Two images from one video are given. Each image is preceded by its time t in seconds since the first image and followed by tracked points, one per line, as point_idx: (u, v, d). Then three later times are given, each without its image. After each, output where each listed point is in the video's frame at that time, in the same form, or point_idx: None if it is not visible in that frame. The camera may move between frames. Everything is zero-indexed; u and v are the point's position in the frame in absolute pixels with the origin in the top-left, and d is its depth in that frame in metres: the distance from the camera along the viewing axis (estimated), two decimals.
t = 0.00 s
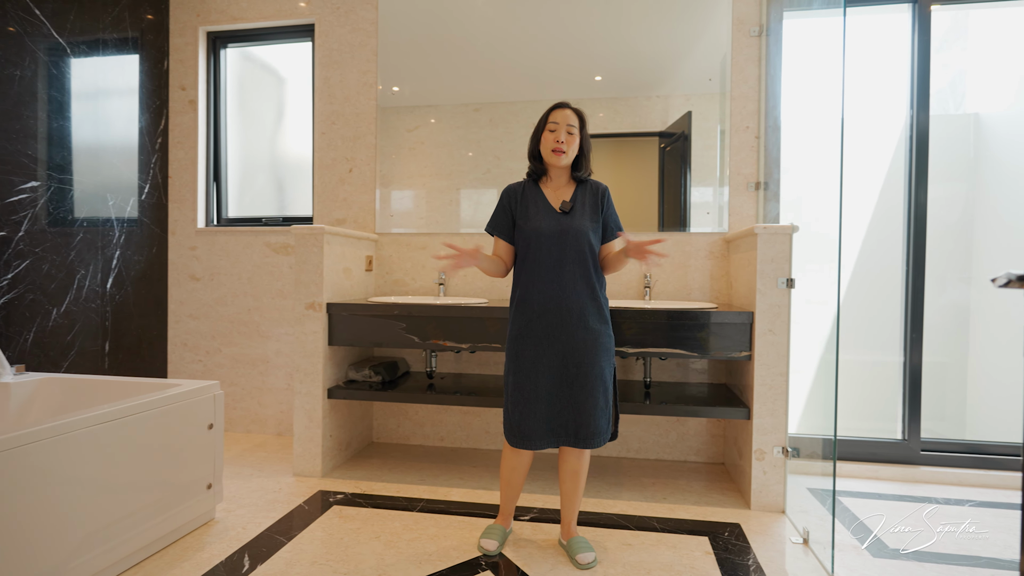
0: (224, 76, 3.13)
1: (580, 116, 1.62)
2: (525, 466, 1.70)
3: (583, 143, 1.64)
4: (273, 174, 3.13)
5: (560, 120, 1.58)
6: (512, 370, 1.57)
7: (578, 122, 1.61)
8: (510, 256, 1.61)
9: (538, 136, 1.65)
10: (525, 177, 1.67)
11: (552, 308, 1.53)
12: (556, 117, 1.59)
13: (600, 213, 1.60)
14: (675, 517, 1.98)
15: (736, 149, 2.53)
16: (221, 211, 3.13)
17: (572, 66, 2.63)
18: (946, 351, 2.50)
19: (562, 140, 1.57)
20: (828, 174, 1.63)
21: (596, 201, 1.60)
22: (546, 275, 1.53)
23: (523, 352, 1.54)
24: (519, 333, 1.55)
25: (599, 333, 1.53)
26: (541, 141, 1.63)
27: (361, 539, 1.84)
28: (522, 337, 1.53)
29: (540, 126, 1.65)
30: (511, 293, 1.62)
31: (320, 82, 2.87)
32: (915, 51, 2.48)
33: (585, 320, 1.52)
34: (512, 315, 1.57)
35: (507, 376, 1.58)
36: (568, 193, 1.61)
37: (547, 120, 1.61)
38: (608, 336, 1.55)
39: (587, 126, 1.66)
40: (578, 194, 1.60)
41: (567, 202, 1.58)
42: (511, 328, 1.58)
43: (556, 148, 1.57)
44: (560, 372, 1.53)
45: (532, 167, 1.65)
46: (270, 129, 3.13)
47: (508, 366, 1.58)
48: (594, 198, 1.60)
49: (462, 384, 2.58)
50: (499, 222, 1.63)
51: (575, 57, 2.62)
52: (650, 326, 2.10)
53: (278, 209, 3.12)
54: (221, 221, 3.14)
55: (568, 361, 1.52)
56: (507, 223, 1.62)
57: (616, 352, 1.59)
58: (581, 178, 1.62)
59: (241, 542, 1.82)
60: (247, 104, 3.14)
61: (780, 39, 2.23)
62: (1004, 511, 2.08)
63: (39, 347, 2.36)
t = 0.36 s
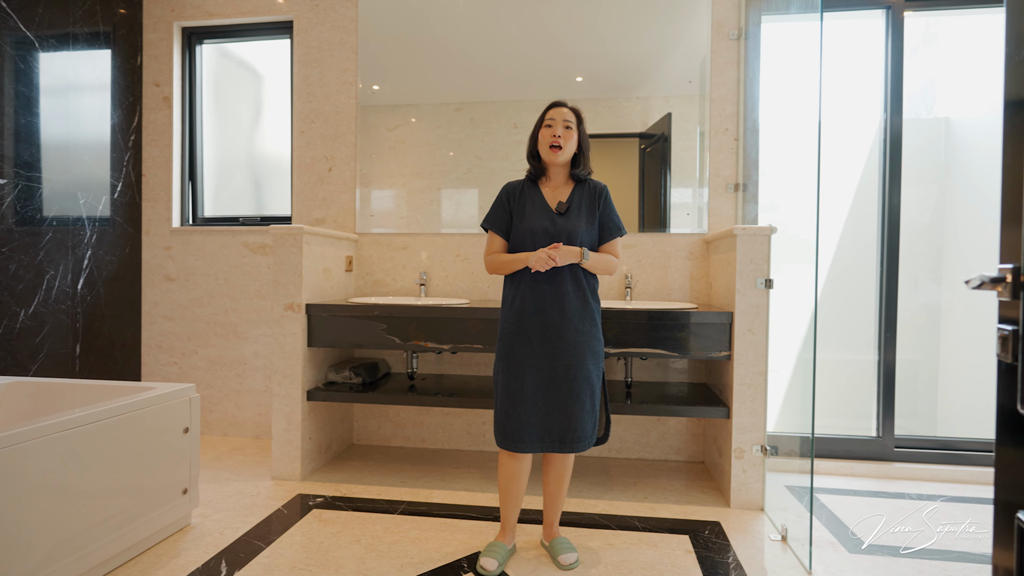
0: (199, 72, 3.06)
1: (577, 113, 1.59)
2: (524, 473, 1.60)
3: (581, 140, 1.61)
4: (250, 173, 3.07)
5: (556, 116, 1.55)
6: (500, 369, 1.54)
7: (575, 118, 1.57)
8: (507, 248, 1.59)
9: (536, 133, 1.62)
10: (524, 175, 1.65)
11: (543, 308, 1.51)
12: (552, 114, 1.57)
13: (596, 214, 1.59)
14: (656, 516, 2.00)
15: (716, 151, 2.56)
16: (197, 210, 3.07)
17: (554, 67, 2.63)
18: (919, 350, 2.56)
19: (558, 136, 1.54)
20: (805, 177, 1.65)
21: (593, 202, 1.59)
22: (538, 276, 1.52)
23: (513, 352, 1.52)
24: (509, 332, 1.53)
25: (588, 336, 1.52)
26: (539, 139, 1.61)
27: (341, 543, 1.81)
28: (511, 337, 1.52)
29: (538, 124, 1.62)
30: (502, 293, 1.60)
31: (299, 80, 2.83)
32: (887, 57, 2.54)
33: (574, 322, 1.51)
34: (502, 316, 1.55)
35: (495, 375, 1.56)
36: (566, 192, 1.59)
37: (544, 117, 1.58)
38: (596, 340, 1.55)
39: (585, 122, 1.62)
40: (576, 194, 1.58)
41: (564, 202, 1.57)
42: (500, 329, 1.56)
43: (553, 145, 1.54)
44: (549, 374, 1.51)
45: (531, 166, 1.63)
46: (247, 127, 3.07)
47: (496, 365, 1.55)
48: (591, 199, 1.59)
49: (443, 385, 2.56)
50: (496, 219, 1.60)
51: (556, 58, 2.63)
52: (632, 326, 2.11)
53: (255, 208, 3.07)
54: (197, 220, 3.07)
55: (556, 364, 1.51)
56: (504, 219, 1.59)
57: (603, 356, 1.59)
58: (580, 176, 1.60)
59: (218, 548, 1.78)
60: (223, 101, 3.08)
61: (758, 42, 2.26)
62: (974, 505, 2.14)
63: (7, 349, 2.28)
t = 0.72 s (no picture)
0: (178, 69, 3.01)
1: (565, 111, 1.59)
2: (524, 478, 1.55)
3: (569, 139, 1.61)
4: (231, 171, 3.02)
5: (545, 115, 1.55)
6: (487, 370, 1.53)
7: (563, 117, 1.58)
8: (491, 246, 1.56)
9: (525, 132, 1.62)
10: (510, 173, 1.63)
11: (531, 309, 1.50)
12: (541, 113, 1.57)
13: (584, 214, 1.59)
14: (640, 514, 2.01)
15: (699, 152, 2.58)
16: (176, 209, 3.01)
17: (538, 68, 2.63)
18: (895, 349, 2.62)
19: (548, 135, 1.54)
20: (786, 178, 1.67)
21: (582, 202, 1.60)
22: (526, 275, 1.51)
23: (500, 353, 1.51)
24: (497, 333, 1.51)
25: (575, 336, 1.53)
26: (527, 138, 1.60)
27: (324, 545, 1.79)
28: (498, 338, 1.51)
29: (526, 122, 1.62)
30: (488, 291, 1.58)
31: (281, 77, 2.79)
32: (865, 61, 2.58)
33: (562, 322, 1.51)
34: (489, 316, 1.53)
35: (482, 375, 1.54)
36: (555, 190, 1.59)
37: (531, 116, 1.58)
38: (582, 340, 1.56)
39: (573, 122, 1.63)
40: (565, 193, 1.58)
41: (554, 201, 1.56)
42: (486, 329, 1.54)
43: (542, 143, 1.54)
44: (535, 375, 1.51)
45: (519, 165, 1.62)
46: (227, 125, 3.02)
47: (482, 365, 1.54)
48: (579, 199, 1.60)
49: (427, 385, 2.54)
50: (483, 216, 1.58)
51: (540, 58, 2.63)
52: (616, 326, 2.12)
53: (236, 207, 3.02)
54: (176, 220, 3.01)
55: (544, 364, 1.51)
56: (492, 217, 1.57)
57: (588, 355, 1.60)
58: (569, 176, 1.60)
59: (198, 552, 1.74)
60: (203, 98, 3.03)
61: (740, 45, 2.28)
62: (949, 501, 2.19)
63: None
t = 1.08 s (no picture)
0: (160, 66, 2.96)
1: (546, 107, 1.59)
2: (511, 480, 1.55)
3: (551, 135, 1.62)
4: (214, 170, 2.98)
5: (525, 111, 1.56)
6: (473, 373, 1.52)
7: (544, 113, 1.58)
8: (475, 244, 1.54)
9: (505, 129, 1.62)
10: (492, 170, 1.62)
11: (519, 311, 1.50)
12: (521, 109, 1.57)
13: (569, 213, 1.60)
14: (626, 513, 2.02)
15: (684, 153, 2.60)
16: (157, 207, 2.96)
17: (524, 68, 2.63)
18: (876, 348, 2.66)
19: (530, 132, 1.54)
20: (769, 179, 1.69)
21: (565, 200, 1.61)
22: (515, 276, 1.51)
23: (487, 355, 1.50)
24: (485, 335, 1.50)
25: (562, 337, 1.54)
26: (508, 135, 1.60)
27: (310, 547, 1.78)
28: (486, 340, 1.50)
29: (506, 119, 1.62)
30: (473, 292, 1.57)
31: (265, 76, 2.76)
32: (847, 64, 2.63)
33: (551, 323, 1.52)
34: (476, 318, 1.52)
35: (467, 378, 1.53)
36: (539, 189, 1.59)
37: (512, 113, 1.58)
38: (569, 341, 1.57)
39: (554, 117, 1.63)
40: (549, 191, 1.59)
41: (539, 199, 1.57)
42: (473, 331, 1.53)
43: (524, 140, 1.54)
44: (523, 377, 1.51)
45: (501, 162, 1.62)
46: (210, 123, 2.98)
47: (468, 368, 1.53)
48: (563, 198, 1.61)
49: (414, 386, 2.53)
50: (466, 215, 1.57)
51: (526, 58, 2.63)
52: (602, 326, 2.13)
53: (219, 206, 2.98)
54: (157, 219, 2.97)
55: (532, 366, 1.51)
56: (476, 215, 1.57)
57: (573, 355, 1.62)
58: (552, 173, 1.61)
59: (181, 556, 1.72)
60: (185, 96, 2.99)
61: (724, 47, 2.30)
62: (928, 496, 2.24)
63: None
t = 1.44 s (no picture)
0: (145, 63, 2.92)
1: (527, 102, 1.59)
2: (501, 480, 1.55)
3: (534, 130, 1.62)
4: (200, 168, 2.95)
5: (507, 108, 1.55)
6: (463, 376, 1.51)
7: (526, 108, 1.58)
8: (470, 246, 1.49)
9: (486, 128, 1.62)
10: (478, 169, 1.62)
11: (509, 314, 1.50)
12: (503, 106, 1.57)
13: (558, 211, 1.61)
14: (616, 511, 2.03)
15: (672, 153, 2.62)
16: (142, 206, 2.93)
17: (513, 67, 2.64)
18: (861, 346, 2.70)
19: (512, 128, 1.54)
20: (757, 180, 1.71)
21: (553, 197, 1.62)
22: (504, 278, 1.50)
23: (478, 358, 1.50)
24: (474, 338, 1.51)
25: (551, 338, 1.55)
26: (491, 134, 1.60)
27: (299, 548, 1.77)
28: (475, 342, 1.50)
29: (487, 118, 1.61)
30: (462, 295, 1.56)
31: (252, 73, 2.74)
32: (832, 65, 2.66)
33: (539, 325, 1.52)
34: (465, 320, 1.52)
35: (457, 382, 1.53)
36: (527, 187, 1.59)
37: (493, 111, 1.58)
38: (557, 342, 1.58)
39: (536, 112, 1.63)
40: (537, 189, 1.59)
41: (527, 198, 1.56)
42: (462, 333, 1.53)
43: (508, 137, 1.54)
44: (514, 380, 1.51)
45: (486, 161, 1.61)
46: (196, 121, 2.95)
47: (458, 372, 1.53)
48: (551, 195, 1.62)
49: (403, 385, 2.53)
50: (453, 215, 1.56)
51: (515, 58, 2.63)
52: (591, 325, 2.13)
53: (205, 204, 2.95)
54: (142, 218, 2.93)
55: (522, 369, 1.51)
56: (462, 215, 1.56)
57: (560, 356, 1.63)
58: (538, 169, 1.61)
59: (168, 558, 1.70)
60: (170, 93, 2.95)
61: (712, 48, 2.32)
62: (911, 492, 2.28)
63: None
